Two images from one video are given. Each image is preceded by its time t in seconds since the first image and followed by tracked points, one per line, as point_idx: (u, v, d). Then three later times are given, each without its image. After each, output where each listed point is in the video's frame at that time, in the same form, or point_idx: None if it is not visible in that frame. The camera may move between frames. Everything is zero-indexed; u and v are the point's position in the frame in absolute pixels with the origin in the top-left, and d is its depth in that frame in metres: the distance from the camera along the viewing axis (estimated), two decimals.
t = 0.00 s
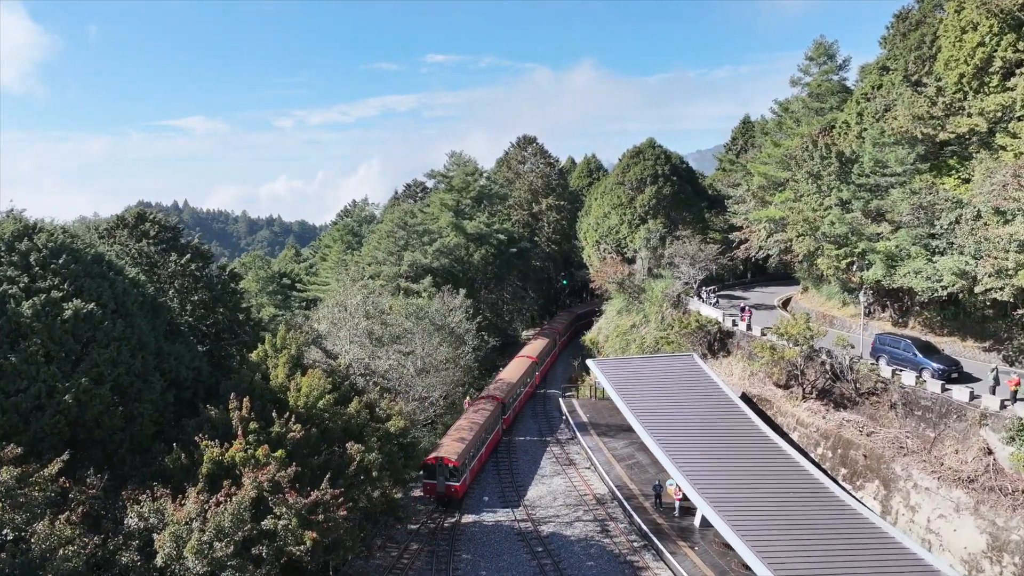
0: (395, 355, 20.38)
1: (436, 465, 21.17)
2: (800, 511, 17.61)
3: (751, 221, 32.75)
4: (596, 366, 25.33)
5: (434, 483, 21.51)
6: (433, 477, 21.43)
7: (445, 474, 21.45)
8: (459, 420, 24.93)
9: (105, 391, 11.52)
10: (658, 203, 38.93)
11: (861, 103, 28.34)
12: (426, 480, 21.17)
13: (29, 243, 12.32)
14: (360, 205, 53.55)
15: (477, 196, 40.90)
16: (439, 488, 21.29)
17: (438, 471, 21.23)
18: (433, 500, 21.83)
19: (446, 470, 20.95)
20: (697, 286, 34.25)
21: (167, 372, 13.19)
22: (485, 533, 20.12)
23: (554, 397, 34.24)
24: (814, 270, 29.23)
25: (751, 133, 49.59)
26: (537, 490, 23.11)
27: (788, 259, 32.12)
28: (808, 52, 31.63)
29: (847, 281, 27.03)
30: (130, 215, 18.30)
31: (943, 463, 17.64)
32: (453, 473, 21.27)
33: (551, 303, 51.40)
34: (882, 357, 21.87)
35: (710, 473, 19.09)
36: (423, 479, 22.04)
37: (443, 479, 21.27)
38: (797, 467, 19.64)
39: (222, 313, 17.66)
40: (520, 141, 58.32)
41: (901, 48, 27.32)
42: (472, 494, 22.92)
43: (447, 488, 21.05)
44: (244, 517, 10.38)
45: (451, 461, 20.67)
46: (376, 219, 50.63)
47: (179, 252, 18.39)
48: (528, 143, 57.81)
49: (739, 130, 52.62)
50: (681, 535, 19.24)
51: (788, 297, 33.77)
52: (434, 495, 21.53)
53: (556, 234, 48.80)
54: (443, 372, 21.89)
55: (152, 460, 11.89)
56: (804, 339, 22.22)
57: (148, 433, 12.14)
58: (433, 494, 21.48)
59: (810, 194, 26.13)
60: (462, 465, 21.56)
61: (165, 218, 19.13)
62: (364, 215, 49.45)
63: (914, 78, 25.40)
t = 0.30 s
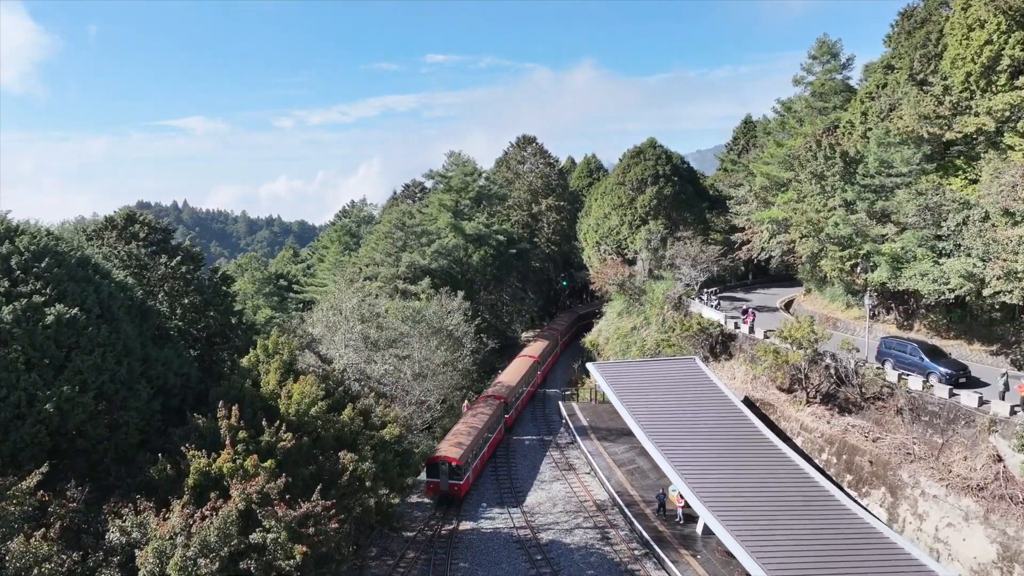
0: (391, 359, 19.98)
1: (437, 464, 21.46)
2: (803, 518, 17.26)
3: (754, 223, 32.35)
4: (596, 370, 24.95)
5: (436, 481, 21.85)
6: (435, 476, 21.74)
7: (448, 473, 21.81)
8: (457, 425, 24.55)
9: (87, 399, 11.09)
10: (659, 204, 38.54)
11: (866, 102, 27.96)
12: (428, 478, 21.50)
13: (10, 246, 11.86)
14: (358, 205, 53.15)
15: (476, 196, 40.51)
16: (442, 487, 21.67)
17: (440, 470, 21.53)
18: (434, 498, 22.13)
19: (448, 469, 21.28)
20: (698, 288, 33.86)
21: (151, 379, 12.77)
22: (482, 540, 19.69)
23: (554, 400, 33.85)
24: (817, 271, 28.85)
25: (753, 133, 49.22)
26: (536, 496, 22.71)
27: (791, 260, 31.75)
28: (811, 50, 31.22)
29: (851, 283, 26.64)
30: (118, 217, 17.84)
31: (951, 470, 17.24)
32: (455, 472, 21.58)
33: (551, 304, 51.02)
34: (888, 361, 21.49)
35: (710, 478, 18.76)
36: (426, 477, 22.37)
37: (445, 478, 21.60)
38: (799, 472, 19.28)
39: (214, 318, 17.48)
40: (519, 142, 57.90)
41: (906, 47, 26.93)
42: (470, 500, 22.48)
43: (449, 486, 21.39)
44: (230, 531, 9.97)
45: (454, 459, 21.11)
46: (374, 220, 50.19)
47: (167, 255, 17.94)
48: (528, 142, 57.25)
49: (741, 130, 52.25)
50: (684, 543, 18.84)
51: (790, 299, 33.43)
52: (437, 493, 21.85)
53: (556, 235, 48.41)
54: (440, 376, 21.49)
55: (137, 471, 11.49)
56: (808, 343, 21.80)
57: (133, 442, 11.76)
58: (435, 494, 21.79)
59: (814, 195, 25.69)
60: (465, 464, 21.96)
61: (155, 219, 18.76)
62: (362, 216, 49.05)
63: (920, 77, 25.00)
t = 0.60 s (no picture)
0: (387, 363, 19.57)
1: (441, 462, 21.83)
2: (807, 525, 16.91)
3: (756, 223, 31.96)
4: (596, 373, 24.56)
5: (439, 480, 22.15)
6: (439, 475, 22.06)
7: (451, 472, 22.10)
8: (456, 429, 24.16)
9: (70, 408, 10.68)
10: (660, 204, 38.14)
11: (870, 101, 27.55)
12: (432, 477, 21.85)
13: None
14: (357, 206, 52.77)
15: (475, 197, 40.13)
16: (445, 485, 21.97)
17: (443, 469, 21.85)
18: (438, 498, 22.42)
19: (451, 467, 21.59)
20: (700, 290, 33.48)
21: (138, 386, 12.38)
22: (481, 548, 19.27)
23: (554, 402, 33.46)
24: (821, 273, 28.47)
25: (755, 133, 48.86)
26: (535, 502, 22.33)
27: (794, 261, 31.39)
28: (814, 49, 30.81)
29: (855, 285, 26.26)
30: (106, 218, 17.38)
31: (959, 478, 16.81)
32: (458, 470, 21.89)
33: (551, 305, 50.65)
34: (894, 365, 21.11)
35: (711, 483, 18.41)
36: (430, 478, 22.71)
37: (448, 476, 21.89)
38: (802, 477, 18.94)
39: (205, 321, 17.33)
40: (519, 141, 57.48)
41: (912, 45, 26.52)
42: (468, 506, 22.10)
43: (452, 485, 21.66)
44: (216, 546, 9.53)
45: (457, 457, 21.51)
46: (372, 220, 49.79)
47: (158, 257, 17.51)
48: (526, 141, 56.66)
49: (742, 130, 51.87)
50: (686, 551, 18.45)
51: (793, 301, 33.07)
52: (440, 492, 22.13)
53: (556, 235, 48.03)
54: (438, 380, 21.10)
55: (122, 482, 11.11)
56: (812, 347, 21.36)
57: (117, 452, 11.37)
58: (438, 491, 22.05)
59: (818, 195, 25.23)
60: (468, 462, 22.29)
61: (146, 220, 18.34)
62: (361, 216, 48.66)
63: (926, 75, 24.59)
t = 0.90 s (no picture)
0: (383, 367, 19.17)
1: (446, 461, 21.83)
2: (811, 533, 16.52)
3: (759, 224, 31.57)
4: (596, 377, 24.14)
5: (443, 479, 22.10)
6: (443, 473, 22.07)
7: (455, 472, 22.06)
8: (455, 433, 23.76)
9: (51, 418, 10.26)
10: (660, 205, 37.75)
11: (875, 100, 27.19)
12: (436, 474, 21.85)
13: None
14: (355, 206, 52.33)
15: (474, 197, 39.75)
16: (449, 484, 21.92)
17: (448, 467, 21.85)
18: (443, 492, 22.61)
19: (455, 466, 21.59)
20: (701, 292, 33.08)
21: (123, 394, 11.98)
22: (479, 556, 18.83)
23: (554, 405, 33.04)
24: (824, 275, 28.08)
25: (756, 133, 48.54)
26: (535, 508, 21.93)
27: (797, 263, 31.00)
28: (818, 47, 30.43)
29: (859, 288, 25.85)
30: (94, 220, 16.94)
31: (968, 486, 16.27)
32: (462, 469, 21.87)
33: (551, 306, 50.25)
34: (901, 368, 20.76)
35: (713, 490, 18.01)
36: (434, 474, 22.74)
37: (452, 475, 21.86)
38: (806, 484, 18.54)
39: (196, 326, 17.05)
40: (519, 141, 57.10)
41: (917, 44, 26.15)
42: (467, 512, 21.71)
43: (456, 483, 21.68)
44: (201, 563, 9.11)
45: (461, 456, 21.50)
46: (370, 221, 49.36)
47: (147, 261, 17.10)
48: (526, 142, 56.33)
49: (744, 130, 51.56)
50: (688, 560, 18.02)
51: (796, 303, 32.70)
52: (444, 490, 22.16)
53: (555, 236, 47.63)
54: (435, 385, 20.69)
55: (105, 494, 10.71)
56: (817, 351, 20.97)
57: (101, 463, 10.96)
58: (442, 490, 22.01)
59: (822, 196, 24.82)
60: (473, 462, 22.25)
61: (135, 222, 17.92)
62: (359, 217, 48.20)
63: (932, 74, 24.21)
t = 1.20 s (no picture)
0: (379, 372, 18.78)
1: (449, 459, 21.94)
2: (816, 542, 16.10)
3: (761, 225, 31.18)
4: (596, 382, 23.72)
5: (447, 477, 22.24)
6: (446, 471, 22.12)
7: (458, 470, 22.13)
8: (452, 438, 23.32)
9: (30, 427, 9.87)
10: (661, 205, 37.36)
11: (879, 100, 26.78)
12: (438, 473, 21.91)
13: None
14: (354, 207, 51.90)
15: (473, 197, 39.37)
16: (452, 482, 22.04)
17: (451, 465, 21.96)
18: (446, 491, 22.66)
19: (458, 464, 21.68)
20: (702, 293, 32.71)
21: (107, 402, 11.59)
22: (476, 565, 18.43)
23: (554, 408, 32.64)
24: (828, 277, 27.69)
25: (759, 133, 48.17)
26: (534, 514, 21.55)
27: (800, 264, 30.63)
28: (821, 46, 30.01)
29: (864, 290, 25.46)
30: (82, 222, 16.54)
31: (978, 494, 15.65)
32: (465, 468, 21.91)
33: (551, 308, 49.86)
34: (907, 373, 20.40)
35: (715, 497, 17.59)
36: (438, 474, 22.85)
37: (455, 474, 21.94)
38: (810, 491, 18.12)
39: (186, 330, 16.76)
40: (519, 141, 56.74)
41: (923, 42, 25.74)
42: (466, 517, 21.35)
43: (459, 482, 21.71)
44: None
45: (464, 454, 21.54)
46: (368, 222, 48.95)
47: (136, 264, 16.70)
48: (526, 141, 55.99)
49: (746, 129, 51.19)
50: (691, 568, 17.61)
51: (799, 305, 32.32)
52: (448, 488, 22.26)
53: (555, 237, 47.25)
54: (432, 389, 20.30)
55: (88, 506, 10.32)
56: (822, 356, 20.59)
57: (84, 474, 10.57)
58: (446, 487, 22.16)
59: (826, 197, 24.41)
60: (474, 461, 22.25)
61: (125, 224, 17.54)
62: (357, 217, 47.77)
63: (939, 73, 23.79)
